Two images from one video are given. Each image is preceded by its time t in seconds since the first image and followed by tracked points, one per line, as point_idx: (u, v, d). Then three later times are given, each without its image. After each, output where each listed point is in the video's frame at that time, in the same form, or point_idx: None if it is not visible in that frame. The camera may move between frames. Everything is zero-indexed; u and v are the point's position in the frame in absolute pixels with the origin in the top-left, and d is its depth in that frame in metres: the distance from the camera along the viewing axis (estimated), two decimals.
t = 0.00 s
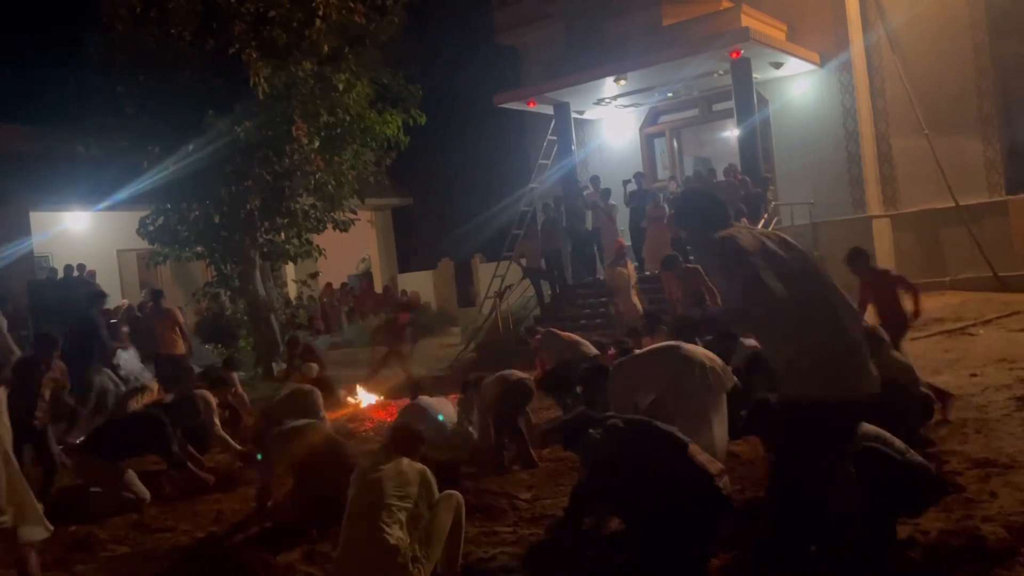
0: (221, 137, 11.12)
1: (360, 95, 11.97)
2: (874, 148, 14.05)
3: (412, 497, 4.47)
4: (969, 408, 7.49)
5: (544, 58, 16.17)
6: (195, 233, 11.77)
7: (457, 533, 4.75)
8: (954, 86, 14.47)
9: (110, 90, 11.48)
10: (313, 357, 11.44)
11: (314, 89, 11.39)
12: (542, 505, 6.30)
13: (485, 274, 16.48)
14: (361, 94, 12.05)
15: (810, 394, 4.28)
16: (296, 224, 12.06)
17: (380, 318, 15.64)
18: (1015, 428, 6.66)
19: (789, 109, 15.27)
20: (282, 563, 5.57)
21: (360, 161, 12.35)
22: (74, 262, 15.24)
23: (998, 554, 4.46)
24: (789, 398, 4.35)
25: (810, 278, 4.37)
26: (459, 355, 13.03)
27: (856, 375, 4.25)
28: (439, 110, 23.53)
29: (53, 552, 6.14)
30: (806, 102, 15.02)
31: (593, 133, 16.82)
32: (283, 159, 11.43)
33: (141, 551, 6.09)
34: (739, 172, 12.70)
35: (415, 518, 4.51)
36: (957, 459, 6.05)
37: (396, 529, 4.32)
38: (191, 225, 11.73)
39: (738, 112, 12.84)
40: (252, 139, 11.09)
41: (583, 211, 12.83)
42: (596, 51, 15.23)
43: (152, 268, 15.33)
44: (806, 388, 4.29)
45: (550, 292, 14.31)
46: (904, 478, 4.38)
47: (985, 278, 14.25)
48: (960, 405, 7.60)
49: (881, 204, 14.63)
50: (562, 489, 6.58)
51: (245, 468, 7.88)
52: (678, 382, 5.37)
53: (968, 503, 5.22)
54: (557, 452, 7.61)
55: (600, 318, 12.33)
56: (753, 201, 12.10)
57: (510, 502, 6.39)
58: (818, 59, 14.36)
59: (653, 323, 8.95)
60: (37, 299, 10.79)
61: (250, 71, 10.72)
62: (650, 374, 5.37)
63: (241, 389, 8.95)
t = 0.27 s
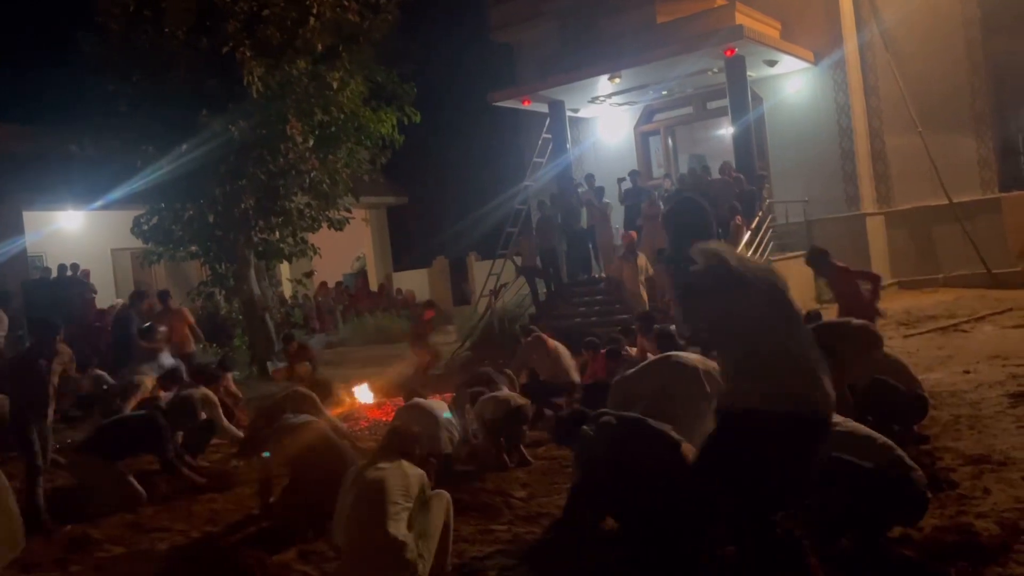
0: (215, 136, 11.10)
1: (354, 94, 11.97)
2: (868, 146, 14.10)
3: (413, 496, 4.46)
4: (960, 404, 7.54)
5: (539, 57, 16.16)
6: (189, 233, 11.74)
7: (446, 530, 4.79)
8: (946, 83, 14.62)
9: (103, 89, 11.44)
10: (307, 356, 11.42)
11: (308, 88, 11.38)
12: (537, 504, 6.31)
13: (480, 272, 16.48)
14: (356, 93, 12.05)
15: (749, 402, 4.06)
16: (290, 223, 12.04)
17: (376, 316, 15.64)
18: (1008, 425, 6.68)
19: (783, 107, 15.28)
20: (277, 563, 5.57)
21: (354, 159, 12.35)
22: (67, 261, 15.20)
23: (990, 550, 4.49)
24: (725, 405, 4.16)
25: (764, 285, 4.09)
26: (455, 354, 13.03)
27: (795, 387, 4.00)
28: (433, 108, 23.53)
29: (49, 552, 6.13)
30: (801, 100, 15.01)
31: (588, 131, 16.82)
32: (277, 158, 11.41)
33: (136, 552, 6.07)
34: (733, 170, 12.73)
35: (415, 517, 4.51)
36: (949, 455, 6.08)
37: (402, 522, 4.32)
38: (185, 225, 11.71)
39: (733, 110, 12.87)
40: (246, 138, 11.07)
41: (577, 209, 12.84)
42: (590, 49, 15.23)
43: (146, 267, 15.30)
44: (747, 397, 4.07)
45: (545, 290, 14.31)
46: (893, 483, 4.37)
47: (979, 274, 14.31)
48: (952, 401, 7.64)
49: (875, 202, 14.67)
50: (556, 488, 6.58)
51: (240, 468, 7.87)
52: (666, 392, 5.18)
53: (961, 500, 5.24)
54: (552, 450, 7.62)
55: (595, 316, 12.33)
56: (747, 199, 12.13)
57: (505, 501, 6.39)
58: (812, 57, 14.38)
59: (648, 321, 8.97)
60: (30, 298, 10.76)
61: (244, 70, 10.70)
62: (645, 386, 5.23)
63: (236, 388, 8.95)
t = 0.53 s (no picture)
0: (211, 135, 11.06)
1: (348, 92, 11.95)
2: (862, 143, 14.19)
3: (407, 496, 4.47)
4: (958, 402, 7.53)
5: (533, 55, 16.16)
6: (183, 231, 11.73)
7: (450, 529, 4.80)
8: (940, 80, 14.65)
9: (97, 85, 11.41)
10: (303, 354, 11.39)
11: (302, 86, 11.35)
12: (534, 501, 6.29)
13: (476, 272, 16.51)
14: (350, 91, 12.03)
15: (715, 416, 4.07)
16: (284, 222, 12.00)
17: (371, 316, 15.62)
18: (1001, 421, 6.71)
19: (777, 104, 15.28)
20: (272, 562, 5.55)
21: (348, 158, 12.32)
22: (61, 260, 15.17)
23: (985, 546, 4.49)
24: (688, 420, 4.16)
25: (710, 301, 4.01)
26: (450, 352, 12.98)
27: (760, 398, 4.01)
28: (429, 106, 23.55)
29: (42, 551, 6.11)
30: (795, 97, 15.03)
31: (582, 129, 16.82)
32: (271, 157, 11.36)
33: (131, 551, 6.04)
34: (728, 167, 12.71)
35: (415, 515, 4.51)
36: (943, 452, 6.09)
37: (404, 513, 4.30)
38: (179, 223, 11.71)
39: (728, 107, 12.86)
40: (240, 137, 11.03)
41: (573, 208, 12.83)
42: (584, 47, 15.25)
43: (140, 266, 15.27)
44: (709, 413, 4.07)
45: (539, 289, 14.30)
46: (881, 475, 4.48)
47: (972, 272, 14.39)
48: (946, 398, 7.65)
49: (869, 199, 14.69)
50: (551, 486, 6.57)
51: (233, 468, 7.84)
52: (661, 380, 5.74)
53: (955, 497, 5.24)
54: (548, 448, 7.61)
55: (590, 314, 12.33)
56: (742, 196, 12.17)
57: (501, 499, 6.38)
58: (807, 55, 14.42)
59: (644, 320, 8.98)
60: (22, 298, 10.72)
61: (238, 68, 10.68)
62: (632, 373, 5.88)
63: (231, 387, 8.93)
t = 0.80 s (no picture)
0: (206, 133, 11.05)
1: (343, 90, 11.94)
2: (857, 141, 14.23)
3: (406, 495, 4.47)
4: (953, 398, 7.55)
5: (528, 52, 16.16)
6: (179, 230, 11.71)
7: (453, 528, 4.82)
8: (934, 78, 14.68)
9: (90, 84, 11.37)
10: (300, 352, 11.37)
11: (297, 84, 11.34)
12: (532, 499, 6.29)
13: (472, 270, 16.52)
14: (345, 89, 12.02)
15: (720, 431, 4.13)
16: (281, 220, 11.99)
17: (368, 314, 15.61)
18: (997, 417, 6.72)
19: (773, 101, 15.30)
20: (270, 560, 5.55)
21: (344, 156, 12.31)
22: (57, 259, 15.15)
23: (981, 542, 4.50)
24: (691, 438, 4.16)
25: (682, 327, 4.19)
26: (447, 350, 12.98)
27: (746, 391, 4.12)
28: (424, 105, 23.55)
29: (39, 552, 6.09)
30: (791, 94, 15.05)
31: (578, 127, 16.82)
32: (267, 155, 11.34)
33: (129, 550, 6.04)
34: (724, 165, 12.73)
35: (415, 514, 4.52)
36: (939, 448, 6.11)
37: (401, 511, 4.30)
38: (175, 222, 11.69)
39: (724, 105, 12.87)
40: (236, 136, 11.02)
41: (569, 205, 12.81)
42: (580, 44, 15.25)
43: (135, 265, 15.25)
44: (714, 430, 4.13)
45: (536, 287, 14.30)
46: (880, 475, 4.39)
47: (968, 268, 14.41)
48: (941, 395, 7.68)
49: (864, 196, 14.72)
50: (548, 483, 6.58)
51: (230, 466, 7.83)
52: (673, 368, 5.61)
53: (951, 493, 5.25)
54: (545, 446, 7.61)
55: (587, 311, 12.34)
56: (737, 193, 12.19)
57: (498, 496, 6.38)
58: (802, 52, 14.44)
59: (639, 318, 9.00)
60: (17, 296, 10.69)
61: (233, 66, 10.66)
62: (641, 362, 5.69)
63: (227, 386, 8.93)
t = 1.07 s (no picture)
0: (202, 130, 11.05)
1: (339, 88, 11.92)
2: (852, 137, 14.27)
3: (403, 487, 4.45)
4: (949, 393, 7.56)
5: (524, 50, 16.15)
6: (174, 228, 11.70)
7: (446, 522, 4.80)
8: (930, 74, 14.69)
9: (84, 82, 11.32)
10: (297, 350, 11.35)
11: (293, 82, 11.31)
12: (530, 496, 6.29)
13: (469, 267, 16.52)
14: (341, 86, 12.01)
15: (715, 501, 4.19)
16: (277, 218, 11.96)
17: (365, 312, 15.59)
18: (994, 412, 6.74)
19: (769, 98, 15.31)
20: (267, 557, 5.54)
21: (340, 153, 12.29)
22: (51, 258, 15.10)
23: (979, 537, 4.52)
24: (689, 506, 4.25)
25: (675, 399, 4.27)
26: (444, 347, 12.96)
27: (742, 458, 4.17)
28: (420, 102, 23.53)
29: (35, 551, 6.07)
30: (786, 91, 15.06)
31: (574, 124, 16.81)
32: (263, 153, 11.31)
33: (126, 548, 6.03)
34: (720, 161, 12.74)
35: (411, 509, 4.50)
36: (935, 443, 6.12)
37: (400, 509, 4.28)
38: (171, 220, 11.68)
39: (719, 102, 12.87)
40: (231, 134, 11.01)
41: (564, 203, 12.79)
42: (575, 41, 15.24)
43: (130, 263, 15.21)
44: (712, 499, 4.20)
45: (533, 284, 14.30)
46: (879, 461, 4.46)
47: (964, 264, 14.43)
48: (938, 390, 7.69)
49: (860, 192, 14.73)
50: (546, 481, 6.57)
51: (227, 465, 7.81)
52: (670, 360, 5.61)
53: (948, 488, 5.27)
54: (542, 443, 7.61)
55: (584, 308, 12.34)
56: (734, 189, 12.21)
57: (495, 494, 6.37)
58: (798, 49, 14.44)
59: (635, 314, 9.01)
60: (13, 296, 10.66)
61: (228, 64, 10.64)
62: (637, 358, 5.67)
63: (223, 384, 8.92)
